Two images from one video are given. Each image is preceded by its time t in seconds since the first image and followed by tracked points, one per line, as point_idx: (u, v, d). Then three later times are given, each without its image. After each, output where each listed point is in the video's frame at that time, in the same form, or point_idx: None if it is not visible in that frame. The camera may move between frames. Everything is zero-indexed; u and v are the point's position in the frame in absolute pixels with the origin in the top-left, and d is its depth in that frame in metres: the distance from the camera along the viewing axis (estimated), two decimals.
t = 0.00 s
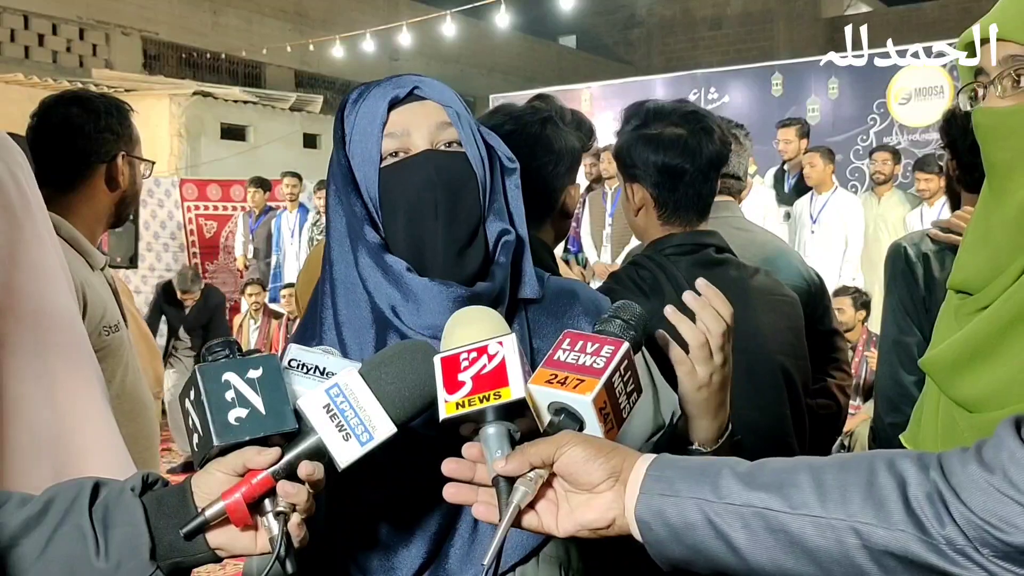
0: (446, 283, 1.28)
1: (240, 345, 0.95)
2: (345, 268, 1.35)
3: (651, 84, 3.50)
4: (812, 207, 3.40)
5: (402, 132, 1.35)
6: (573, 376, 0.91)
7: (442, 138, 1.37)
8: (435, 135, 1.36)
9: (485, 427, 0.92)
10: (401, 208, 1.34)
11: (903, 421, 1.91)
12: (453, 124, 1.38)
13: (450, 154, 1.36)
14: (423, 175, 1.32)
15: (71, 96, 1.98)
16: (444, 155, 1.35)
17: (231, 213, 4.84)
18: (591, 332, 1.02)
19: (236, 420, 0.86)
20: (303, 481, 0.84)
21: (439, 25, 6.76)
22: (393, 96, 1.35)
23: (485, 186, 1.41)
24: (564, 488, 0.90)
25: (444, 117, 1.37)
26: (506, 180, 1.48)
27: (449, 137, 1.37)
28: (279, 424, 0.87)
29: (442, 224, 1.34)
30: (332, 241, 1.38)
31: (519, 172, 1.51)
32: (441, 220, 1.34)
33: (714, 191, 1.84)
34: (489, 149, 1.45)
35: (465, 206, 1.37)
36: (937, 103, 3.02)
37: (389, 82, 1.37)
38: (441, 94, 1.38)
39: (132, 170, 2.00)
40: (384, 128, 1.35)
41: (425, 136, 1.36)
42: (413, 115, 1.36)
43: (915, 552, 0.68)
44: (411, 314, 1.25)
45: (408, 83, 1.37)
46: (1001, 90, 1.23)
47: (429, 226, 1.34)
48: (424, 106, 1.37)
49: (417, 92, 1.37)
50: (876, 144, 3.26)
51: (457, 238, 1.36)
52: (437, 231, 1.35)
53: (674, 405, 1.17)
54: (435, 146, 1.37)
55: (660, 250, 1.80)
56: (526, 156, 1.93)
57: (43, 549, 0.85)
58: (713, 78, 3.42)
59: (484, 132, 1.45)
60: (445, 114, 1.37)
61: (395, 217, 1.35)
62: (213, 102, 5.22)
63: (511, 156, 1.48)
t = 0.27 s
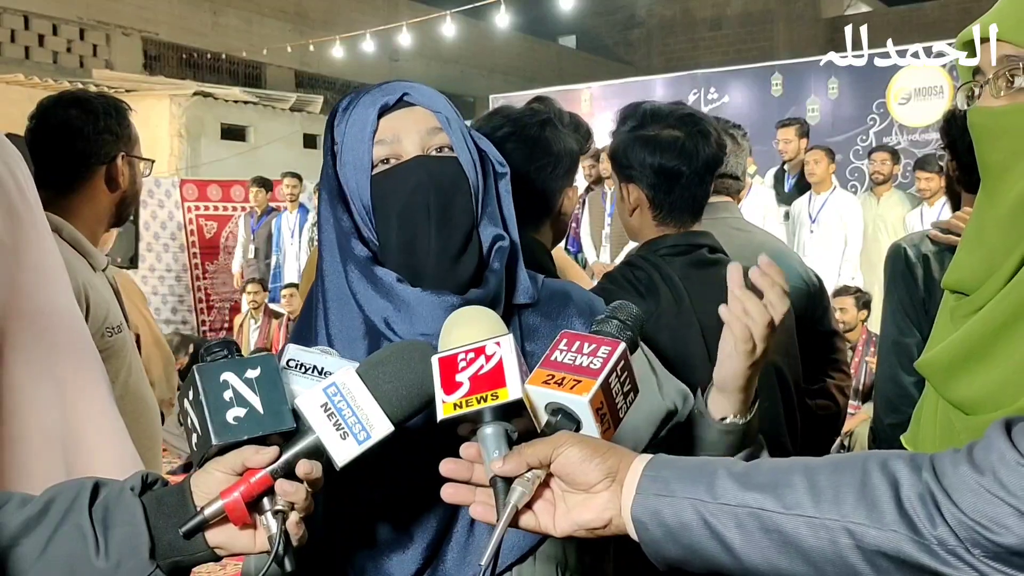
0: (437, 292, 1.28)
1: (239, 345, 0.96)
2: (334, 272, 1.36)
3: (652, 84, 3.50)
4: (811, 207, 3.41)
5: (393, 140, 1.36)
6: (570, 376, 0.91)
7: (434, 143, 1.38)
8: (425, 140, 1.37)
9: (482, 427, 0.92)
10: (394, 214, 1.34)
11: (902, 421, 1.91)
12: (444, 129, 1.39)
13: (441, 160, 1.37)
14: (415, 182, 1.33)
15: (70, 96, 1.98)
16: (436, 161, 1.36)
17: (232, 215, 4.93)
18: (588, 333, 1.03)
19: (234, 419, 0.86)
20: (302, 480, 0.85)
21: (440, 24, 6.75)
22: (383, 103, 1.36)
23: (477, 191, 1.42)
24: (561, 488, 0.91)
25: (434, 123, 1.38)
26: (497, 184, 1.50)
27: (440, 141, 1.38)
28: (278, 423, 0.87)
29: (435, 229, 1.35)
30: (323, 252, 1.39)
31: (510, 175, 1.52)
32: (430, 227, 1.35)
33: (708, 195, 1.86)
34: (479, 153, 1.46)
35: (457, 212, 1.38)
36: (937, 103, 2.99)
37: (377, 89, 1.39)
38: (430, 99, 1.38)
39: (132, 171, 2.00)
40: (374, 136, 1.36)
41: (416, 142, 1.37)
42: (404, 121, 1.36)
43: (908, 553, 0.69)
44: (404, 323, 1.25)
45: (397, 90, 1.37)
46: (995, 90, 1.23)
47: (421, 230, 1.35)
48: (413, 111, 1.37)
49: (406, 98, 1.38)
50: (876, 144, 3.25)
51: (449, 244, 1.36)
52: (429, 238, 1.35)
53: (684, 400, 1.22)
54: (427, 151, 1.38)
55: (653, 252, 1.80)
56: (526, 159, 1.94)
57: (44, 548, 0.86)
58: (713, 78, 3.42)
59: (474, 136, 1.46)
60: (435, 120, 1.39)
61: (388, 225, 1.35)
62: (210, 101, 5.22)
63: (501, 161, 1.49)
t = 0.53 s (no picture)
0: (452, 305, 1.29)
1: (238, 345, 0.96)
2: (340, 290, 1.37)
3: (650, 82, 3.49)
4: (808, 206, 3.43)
5: (400, 157, 1.36)
6: (567, 378, 0.92)
7: (436, 155, 1.38)
8: (429, 154, 1.38)
9: (479, 428, 0.92)
10: (408, 232, 1.34)
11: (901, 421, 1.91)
12: (445, 141, 1.39)
13: (447, 172, 1.38)
14: (428, 202, 1.34)
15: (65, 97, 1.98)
16: (442, 175, 1.37)
17: (233, 215, 3.83)
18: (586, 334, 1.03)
19: (233, 418, 0.87)
20: (300, 478, 0.85)
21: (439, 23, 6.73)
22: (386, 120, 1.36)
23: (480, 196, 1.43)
24: (558, 488, 0.91)
25: (435, 135, 1.39)
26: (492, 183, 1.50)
27: (443, 153, 1.39)
28: (276, 422, 0.88)
29: (449, 240, 1.36)
30: (324, 274, 1.39)
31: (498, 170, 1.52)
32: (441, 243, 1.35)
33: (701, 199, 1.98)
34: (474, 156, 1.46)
35: (468, 222, 1.39)
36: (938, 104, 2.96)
37: (377, 104, 1.38)
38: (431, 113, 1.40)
39: (133, 171, 2.01)
40: (381, 154, 1.36)
41: (421, 157, 1.37)
42: (407, 136, 1.37)
43: (902, 553, 0.69)
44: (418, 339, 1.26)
45: (397, 105, 1.38)
46: (990, 92, 1.24)
47: (434, 245, 1.35)
48: (414, 126, 1.38)
49: (406, 113, 1.39)
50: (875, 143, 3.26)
51: (464, 255, 1.37)
52: (445, 250, 1.36)
53: (684, 379, 1.34)
54: (431, 165, 1.38)
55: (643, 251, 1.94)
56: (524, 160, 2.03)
57: (45, 547, 0.87)
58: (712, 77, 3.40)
59: (468, 139, 1.46)
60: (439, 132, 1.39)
61: (399, 241, 1.35)
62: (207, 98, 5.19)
63: (492, 159, 1.50)
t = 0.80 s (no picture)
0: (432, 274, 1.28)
1: (239, 339, 0.97)
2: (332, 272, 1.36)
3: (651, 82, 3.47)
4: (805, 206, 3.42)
5: (387, 134, 1.39)
6: (566, 375, 0.92)
7: (424, 136, 1.41)
8: (417, 134, 1.41)
9: (479, 424, 0.93)
10: (391, 209, 1.35)
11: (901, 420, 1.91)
12: (434, 122, 1.43)
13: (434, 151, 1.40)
14: (411, 172, 1.36)
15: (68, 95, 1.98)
16: (430, 153, 1.39)
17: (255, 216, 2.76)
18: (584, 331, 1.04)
19: (233, 411, 0.87)
20: (299, 471, 0.86)
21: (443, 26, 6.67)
22: (370, 99, 1.41)
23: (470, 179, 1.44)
24: (557, 484, 0.92)
25: (424, 117, 1.42)
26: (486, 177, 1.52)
27: (432, 134, 1.42)
28: (276, 416, 0.89)
29: (435, 216, 1.36)
30: (315, 260, 1.39)
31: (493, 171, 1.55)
32: (427, 216, 1.36)
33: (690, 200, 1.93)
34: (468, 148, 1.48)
35: (455, 200, 1.39)
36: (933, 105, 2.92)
37: (367, 90, 1.42)
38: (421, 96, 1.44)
39: (133, 167, 2.02)
40: (368, 132, 1.39)
41: (409, 136, 1.40)
42: (393, 117, 1.40)
43: (897, 549, 0.70)
44: (401, 312, 1.26)
45: (386, 87, 1.42)
46: (982, 93, 1.24)
47: (419, 219, 1.35)
48: (403, 108, 1.41)
49: (395, 94, 1.43)
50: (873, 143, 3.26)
51: (446, 231, 1.37)
52: (429, 226, 1.36)
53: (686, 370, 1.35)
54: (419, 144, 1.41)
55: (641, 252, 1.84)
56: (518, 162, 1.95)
57: (45, 540, 0.87)
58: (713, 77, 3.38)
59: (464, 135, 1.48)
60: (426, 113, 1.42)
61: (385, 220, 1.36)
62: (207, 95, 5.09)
63: (487, 154, 1.52)
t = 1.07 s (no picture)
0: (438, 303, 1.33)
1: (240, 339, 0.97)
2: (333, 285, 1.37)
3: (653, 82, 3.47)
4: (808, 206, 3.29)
5: (390, 151, 1.38)
6: (568, 375, 0.93)
7: (428, 150, 1.40)
8: (421, 149, 1.39)
9: (481, 425, 0.93)
10: (395, 228, 1.36)
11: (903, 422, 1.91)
12: (437, 137, 1.41)
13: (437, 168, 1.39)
14: (418, 192, 1.36)
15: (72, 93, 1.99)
16: (434, 170, 1.38)
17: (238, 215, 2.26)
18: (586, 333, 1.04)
19: (235, 410, 0.88)
20: (301, 470, 0.86)
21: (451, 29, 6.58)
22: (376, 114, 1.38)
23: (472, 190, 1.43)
24: (558, 484, 0.92)
25: (428, 130, 1.40)
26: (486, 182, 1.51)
27: (435, 149, 1.40)
28: (278, 414, 0.89)
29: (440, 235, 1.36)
30: (314, 264, 1.40)
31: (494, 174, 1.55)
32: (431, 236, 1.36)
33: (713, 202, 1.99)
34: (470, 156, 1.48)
35: (459, 217, 1.39)
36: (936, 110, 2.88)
37: (371, 100, 1.39)
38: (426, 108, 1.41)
39: (135, 165, 2.07)
40: (372, 148, 1.38)
41: (412, 151, 1.39)
42: (398, 133, 1.38)
43: (897, 551, 0.70)
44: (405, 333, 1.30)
45: (390, 100, 1.39)
46: (981, 96, 1.24)
47: (425, 239, 1.36)
48: (407, 121, 1.39)
49: (398, 108, 1.40)
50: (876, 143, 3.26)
51: (453, 249, 1.38)
52: (434, 244, 1.36)
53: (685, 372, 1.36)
54: (423, 159, 1.39)
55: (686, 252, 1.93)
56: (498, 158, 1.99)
57: (49, 538, 0.87)
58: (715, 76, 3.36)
59: (463, 139, 1.48)
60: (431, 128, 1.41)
61: (389, 237, 1.36)
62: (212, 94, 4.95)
63: (486, 159, 1.51)
